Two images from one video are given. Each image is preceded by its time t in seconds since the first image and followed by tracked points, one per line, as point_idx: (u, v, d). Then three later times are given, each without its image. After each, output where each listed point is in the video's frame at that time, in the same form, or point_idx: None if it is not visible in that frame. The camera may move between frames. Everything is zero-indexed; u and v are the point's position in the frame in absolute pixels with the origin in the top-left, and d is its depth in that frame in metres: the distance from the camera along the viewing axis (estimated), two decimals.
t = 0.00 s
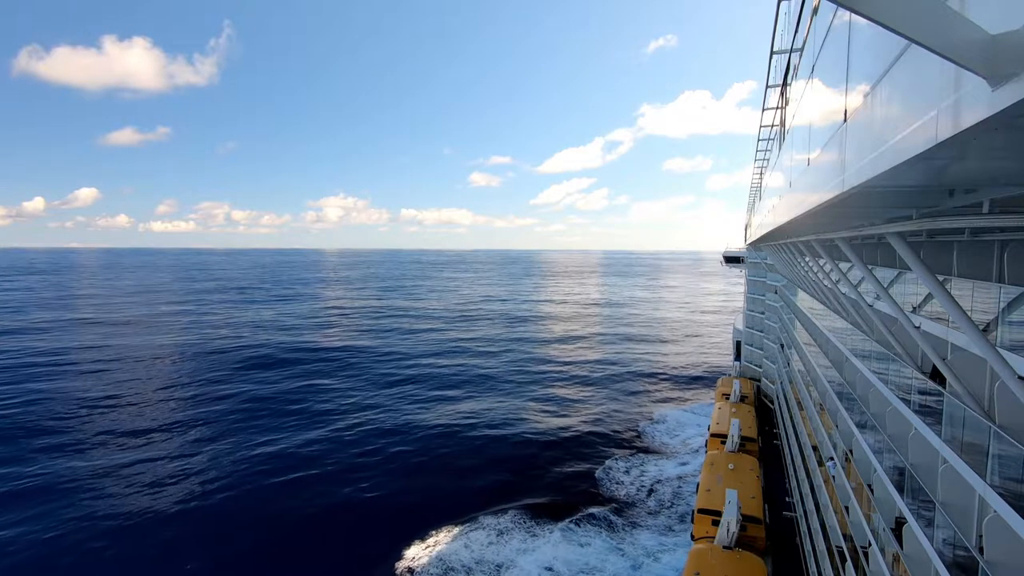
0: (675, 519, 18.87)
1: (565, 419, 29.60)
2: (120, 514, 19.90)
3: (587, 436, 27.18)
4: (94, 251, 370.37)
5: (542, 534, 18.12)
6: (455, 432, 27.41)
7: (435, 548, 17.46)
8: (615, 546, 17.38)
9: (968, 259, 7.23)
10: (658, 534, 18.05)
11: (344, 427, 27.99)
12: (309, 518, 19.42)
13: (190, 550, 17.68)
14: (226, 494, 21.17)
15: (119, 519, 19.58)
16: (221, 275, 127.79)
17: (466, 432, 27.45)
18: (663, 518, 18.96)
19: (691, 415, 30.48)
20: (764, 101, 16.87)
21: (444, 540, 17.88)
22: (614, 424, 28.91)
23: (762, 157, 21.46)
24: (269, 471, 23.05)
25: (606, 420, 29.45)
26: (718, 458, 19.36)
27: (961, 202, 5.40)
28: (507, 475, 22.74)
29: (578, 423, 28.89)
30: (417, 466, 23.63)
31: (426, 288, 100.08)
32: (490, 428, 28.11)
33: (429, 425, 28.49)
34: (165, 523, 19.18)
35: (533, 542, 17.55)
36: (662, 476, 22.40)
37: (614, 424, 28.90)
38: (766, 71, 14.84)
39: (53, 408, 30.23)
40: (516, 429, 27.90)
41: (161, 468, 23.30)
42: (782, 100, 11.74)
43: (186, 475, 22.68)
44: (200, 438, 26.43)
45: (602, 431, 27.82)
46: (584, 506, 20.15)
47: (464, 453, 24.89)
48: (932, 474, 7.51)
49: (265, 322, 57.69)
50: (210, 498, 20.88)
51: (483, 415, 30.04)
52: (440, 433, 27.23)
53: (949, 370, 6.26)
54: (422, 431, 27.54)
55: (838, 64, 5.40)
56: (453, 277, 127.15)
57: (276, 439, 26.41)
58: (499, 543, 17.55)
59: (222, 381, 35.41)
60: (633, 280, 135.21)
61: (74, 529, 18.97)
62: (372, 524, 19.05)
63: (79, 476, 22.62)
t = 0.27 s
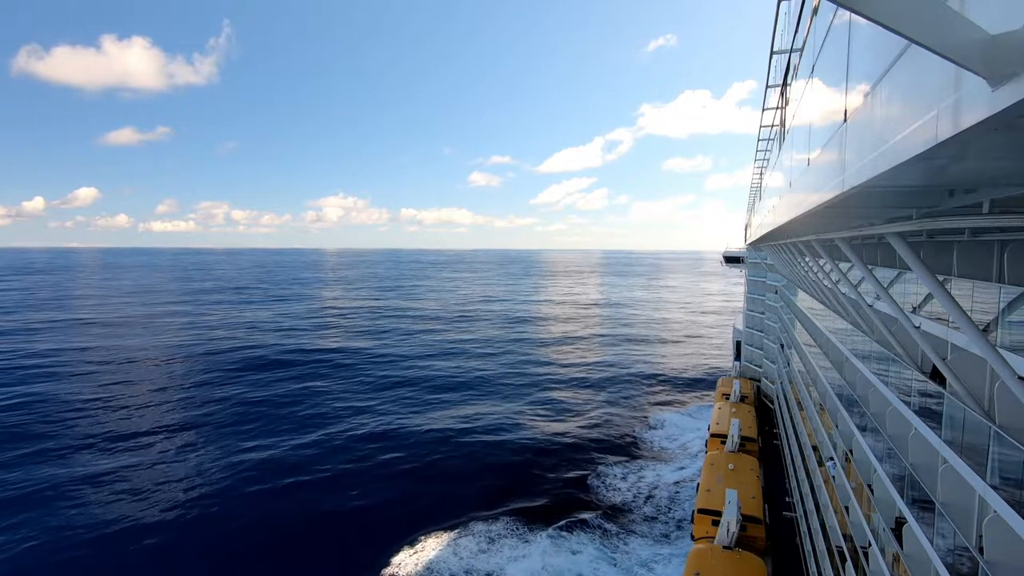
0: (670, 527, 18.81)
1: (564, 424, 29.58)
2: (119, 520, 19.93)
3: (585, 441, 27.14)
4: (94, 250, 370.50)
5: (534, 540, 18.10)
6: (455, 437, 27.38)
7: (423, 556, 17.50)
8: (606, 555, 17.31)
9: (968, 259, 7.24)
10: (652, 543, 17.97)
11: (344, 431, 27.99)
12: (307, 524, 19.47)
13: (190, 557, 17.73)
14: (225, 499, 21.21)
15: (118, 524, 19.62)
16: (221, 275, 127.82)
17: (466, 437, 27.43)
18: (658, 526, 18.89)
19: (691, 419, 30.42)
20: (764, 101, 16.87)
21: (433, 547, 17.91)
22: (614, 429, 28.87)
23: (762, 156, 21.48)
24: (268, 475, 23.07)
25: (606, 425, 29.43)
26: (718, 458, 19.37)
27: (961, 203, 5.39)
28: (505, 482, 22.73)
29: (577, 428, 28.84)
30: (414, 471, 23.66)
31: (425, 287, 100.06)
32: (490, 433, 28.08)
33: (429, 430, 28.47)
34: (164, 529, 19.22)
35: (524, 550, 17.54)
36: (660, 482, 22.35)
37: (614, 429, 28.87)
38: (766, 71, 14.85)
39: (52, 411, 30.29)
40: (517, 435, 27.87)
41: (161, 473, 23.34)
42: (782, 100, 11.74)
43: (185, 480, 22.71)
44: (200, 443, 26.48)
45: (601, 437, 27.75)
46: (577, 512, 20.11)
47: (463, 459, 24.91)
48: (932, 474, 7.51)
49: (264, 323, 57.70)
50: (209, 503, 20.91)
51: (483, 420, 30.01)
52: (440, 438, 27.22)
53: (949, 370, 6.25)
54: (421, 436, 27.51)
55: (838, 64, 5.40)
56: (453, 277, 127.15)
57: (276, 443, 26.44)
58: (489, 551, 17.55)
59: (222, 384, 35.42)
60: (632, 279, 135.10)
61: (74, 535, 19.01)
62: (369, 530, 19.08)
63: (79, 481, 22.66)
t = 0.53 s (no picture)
0: (666, 534, 18.78)
1: (564, 428, 29.60)
2: (119, 524, 19.95)
3: (584, 445, 27.14)
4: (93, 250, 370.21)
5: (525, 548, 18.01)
6: (456, 441, 27.41)
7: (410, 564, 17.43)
8: (600, 563, 17.25)
9: (969, 259, 7.24)
10: (648, 551, 17.93)
11: (344, 435, 28.01)
12: (305, 529, 19.51)
13: (188, 563, 17.76)
14: (224, 503, 21.23)
15: (118, 528, 19.63)
16: (221, 274, 127.77)
17: (467, 441, 27.45)
18: (654, 532, 18.85)
19: (691, 423, 30.40)
20: (764, 101, 16.89)
21: (420, 556, 17.83)
22: (614, 433, 28.87)
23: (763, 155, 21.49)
24: (267, 480, 23.10)
25: (606, 429, 29.43)
26: (717, 458, 19.39)
27: (961, 203, 5.40)
28: (504, 486, 22.75)
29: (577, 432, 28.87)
30: (413, 476, 23.68)
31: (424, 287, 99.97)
32: (490, 437, 28.11)
33: (430, 433, 28.49)
34: (163, 533, 19.23)
35: (514, 558, 17.47)
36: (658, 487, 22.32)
37: (614, 433, 28.88)
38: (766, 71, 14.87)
39: (51, 414, 30.30)
40: (517, 439, 27.88)
41: (161, 476, 23.36)
42: (782, 100, 11.76)
43: (184, 484, 22.72)
44: (200, 446, 26.50)
45: (599, 441, 27.71)
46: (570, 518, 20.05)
47: (462, 463, 24.91)
48: (932, 474, 7.52)
49: (263, 324, 57.68)
50: (209, 507, 20.93)
51: (484, 424, 30.03)
52: (441, 442, 27.23)
53: (949, 370, 6.25)
54: (422, 440, 27.54)
55: (838, 64, 5.41)
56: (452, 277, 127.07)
57: (275, 447, 26.47)
58: (479, 560, 17.47)
59: (222, 386, 35.44)
60: (631, 279, 135.21)
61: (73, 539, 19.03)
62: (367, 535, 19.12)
63: (78, 485, 22.67)
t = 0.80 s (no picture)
0: (661, 540, 18.76)
1: (564, 431, 29.61)
2: (118, 528, 19.97)
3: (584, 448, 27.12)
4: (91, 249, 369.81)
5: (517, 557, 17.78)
6: (456, 444, 27.42)
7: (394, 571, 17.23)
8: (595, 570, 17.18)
9: (968, 259, 7.25)
10: (643, 558, 17.89)
11: (343, 437, 28.02)
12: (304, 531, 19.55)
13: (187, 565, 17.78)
14: (223, 506, 21.25)
15: (118, 532, 19.66)
16: (221, 274, 127.75)
17: (467, 444, 27.47)
18: (650, 538, 18.83)
19: (690, 426, 30.32)
20: (763, 101, 16.93)
21: (406, 563, 17.63)
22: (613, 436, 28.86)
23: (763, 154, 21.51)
24: (266, 482, 23.12)
25: (605, 432, 29.42)
26: (718, 458, 19.40)
27: (961, 202, 5.39)
28: (503, 490, 22.73)
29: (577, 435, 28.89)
30: (411, 478, 23.70)
31: (424, 288, 99.96)
32: (490, 440, 28.12)
33: (429, 435, 28.53)
34: (162, 537, 19.25)
35: (505, 567, 17.24)
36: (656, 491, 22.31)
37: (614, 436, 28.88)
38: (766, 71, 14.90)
39: (50, 417, 30.32)
40: (518, 443, 27.89)
41: (161, 480, 23.39)
42: (782, 100, 11.79)
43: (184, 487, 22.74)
44: (199, 449, 26.53)
45: (597, 444, 27.67)
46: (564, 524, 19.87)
47: (462, 466, 24.92)
48: (932, 474, 7.52)
49: (262, 325, 57.70)
50: (208, 510, 20.96)
51: (484, 427, 30.04)
52: (441, 445, 27.25)
53: (949, 370, 6.26)
54: (422, 442, 27.55)
55: (838, 63, 5.42)
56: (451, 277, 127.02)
57: (274, 449, 26.49)
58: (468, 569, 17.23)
59: (223, 388, 35.48)
60: (631, 279, 135.40)
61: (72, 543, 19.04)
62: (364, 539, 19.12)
63: (78, 488, 22.69)
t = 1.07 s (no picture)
0: (657, 547, 18.66)
1: (564, 434, 29.61)
2: (118, 529, 19.97)
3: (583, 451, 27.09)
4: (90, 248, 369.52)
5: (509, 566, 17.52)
6: (456, 447, 27.43)
7: None
8: None
9: (968, 258, 7.25)
10: (639, 565, 17.78)
11: (343, 439, 28.04)
12: (303, 533, 19.59)
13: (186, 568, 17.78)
14: (222, 507, 21.27)
15: (117, 534, 19.67)
16: (221, 274, 127.68)
17: (467, 448, 27.49)
18: (646, 545, 18.72)
19: (689, 430, 30.15)
20: (763, 100, 16.93)
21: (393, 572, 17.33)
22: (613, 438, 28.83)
23: (763, 154, 21.52)
24: (265, 483, 23.13)
25: (605, 436, 29.38)
26: (718, 458, 19.41)
27: (961, 202, 5.39)
28: (501, 494, 22.71)
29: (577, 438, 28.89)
30: (409, 481, 23.72)
31: (423, 288, 99.94)
32: (490, 443, 28.13)
33: (428, 438, 28.56)
34: (162, 539, 19.26)
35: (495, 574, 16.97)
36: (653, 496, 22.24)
37: (614, 438, 28.87)
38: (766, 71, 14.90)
39: (49, 418, 30.29)
40: (518, 446, 27.89)
41: (160, 480, 23.41)
42: (782, 99, 11.79)
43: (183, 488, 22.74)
44: (198, 449, 26.55)
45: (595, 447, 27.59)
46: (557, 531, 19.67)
47: (461, 469, 24.94)
48: (932, 474, 7.52)
49: (262, 326, 57.67)
50: (207, 511, 20.98)
51: (484, 430, 30.04)
52: (441, 448, 27.28)
53: (949, 370, 6.25)
54: (422, 445, 27.55)
55: (837, 63, 5.42)
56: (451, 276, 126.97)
57: (273, 450, 26.49)
58: None
59: (223, 390, 35.50)
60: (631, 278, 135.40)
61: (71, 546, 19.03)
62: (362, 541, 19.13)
63: (77, 489, 22.70)
